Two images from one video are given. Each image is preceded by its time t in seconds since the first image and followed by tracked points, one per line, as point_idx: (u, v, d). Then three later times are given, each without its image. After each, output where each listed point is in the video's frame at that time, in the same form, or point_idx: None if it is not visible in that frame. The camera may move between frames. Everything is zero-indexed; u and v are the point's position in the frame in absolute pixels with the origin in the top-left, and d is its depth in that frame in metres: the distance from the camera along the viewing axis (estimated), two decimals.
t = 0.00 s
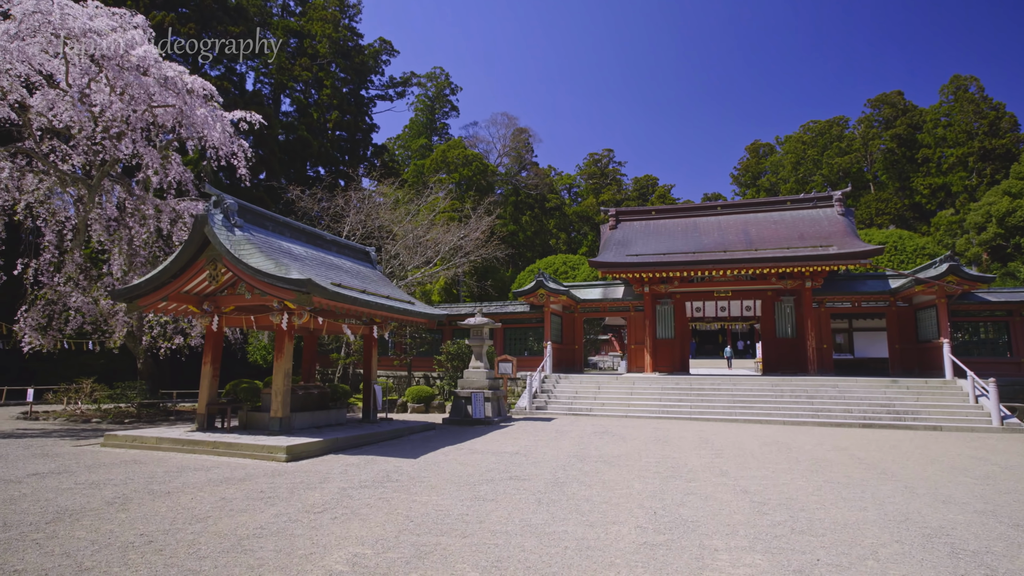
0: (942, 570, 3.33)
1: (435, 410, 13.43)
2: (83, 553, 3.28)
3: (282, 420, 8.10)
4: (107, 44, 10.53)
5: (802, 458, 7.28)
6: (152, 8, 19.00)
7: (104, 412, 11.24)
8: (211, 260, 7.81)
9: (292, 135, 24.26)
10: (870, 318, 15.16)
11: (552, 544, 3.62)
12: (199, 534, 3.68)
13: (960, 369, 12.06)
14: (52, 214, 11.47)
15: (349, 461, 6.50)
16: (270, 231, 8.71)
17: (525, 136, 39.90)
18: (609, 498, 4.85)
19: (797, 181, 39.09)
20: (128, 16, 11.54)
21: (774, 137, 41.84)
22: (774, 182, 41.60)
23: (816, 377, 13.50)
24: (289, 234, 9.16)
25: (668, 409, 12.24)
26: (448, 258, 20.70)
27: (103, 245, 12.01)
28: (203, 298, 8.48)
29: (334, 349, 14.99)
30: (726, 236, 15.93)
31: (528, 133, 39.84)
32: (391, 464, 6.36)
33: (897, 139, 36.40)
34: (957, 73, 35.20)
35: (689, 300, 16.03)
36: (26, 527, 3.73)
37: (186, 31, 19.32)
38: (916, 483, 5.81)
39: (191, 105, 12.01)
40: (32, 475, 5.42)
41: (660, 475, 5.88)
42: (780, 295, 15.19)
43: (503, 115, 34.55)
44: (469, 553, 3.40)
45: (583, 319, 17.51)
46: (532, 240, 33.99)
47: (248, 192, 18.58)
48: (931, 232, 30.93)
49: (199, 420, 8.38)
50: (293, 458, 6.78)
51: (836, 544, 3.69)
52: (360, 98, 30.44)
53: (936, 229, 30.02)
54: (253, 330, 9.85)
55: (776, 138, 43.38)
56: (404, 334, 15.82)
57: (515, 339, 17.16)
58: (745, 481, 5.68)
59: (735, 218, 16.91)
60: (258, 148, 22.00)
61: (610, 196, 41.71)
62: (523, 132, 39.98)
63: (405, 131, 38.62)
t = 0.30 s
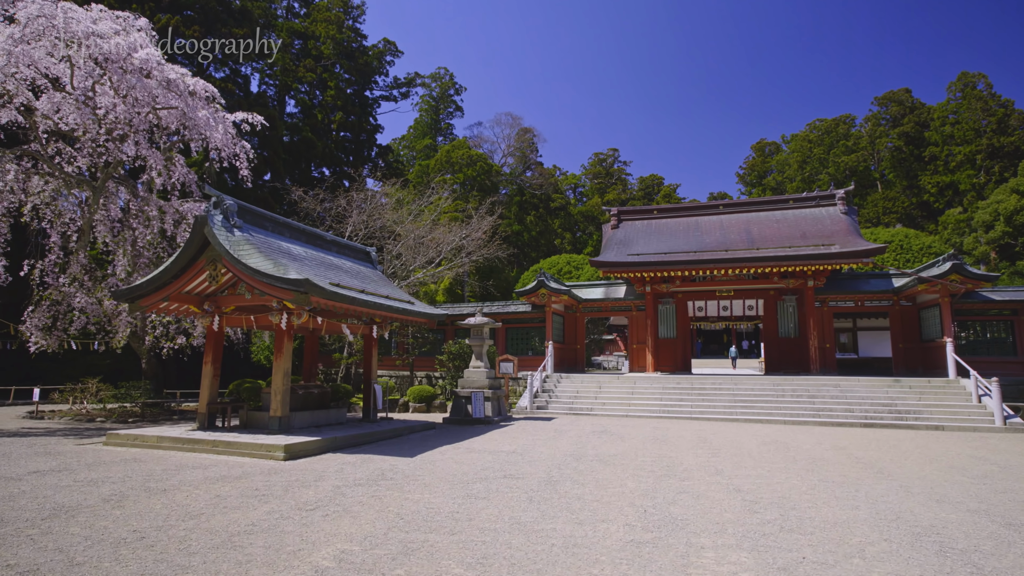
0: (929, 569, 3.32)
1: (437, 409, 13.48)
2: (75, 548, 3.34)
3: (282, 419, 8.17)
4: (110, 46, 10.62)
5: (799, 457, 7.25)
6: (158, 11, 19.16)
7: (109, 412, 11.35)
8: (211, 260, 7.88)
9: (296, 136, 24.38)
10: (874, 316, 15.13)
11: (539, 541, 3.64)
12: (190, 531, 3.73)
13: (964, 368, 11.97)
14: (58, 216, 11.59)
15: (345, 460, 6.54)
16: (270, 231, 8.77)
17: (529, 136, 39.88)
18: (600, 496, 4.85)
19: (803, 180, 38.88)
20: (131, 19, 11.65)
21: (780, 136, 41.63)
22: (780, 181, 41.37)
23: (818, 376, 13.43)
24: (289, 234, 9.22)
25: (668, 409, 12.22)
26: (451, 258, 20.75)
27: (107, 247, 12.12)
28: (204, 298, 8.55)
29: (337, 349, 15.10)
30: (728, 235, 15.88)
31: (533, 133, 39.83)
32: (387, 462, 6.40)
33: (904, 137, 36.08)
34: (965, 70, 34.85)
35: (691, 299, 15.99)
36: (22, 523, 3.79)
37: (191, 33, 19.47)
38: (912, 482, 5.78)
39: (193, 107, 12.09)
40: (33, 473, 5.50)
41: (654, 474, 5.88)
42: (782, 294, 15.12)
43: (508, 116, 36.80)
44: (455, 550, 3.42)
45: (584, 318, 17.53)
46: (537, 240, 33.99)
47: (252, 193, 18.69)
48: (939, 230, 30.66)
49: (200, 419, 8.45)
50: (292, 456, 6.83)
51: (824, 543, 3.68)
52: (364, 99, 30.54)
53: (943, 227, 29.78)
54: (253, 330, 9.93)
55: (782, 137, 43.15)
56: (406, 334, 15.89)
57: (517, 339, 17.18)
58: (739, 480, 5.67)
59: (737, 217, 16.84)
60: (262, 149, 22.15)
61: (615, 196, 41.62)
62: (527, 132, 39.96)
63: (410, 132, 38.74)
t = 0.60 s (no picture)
0: (916, 570, 3.30)
1: (438, 409, 13.52)
2: (67, 546, 3.39)
3: (281, 418, 8.21)
4: (113, 50, 10.72)
5: (796, 457, 7.23)
6: (163, 14, 19.34)
7: (113, 411, 11.44)
8: (211, 261, 7.94)
9: (301, 137, 24.51)
10: (877, 315, 15.05)
11: (526, 540, 3.65)
12: (182, 529, 3.78)
13: (967, 368, 11.87)
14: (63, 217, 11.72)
15: (342, 459, 6.58)
16: (270, 232, 8.84)
17: (534, 136, 39.90)
18: (592, 496, 4.87)
19: (809, 179, 38.66)
20: (134, 23, 11.74)
21: (786, 134, 41.42)
22: (786, 180, 41.17)
23: (821, 376, 13.36)
24: (289, 235, 9.28)
25: (669, 408, 12.20)
26: (454, 258, 20.81)
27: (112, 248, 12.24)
28: (205, 298, 8.61)
29: (340, 349, 15.17)
30: (730, 234, 15.85)
31: (538, 133, 39.83)
32: (383, 462, 6.44)
33: (912, 135, 35.82)
34: (973, 67, 34.54)
35: (693, 299, 15.95)
36: (18, 521, 3.85)
37: (196, 36, 19.61)
38: (909, 482, 5.75)
39: (196, 110, 12.18)
40: (33, 471, 5.57)
41: (648, 474, 5.89)
42: (785, 294, 15.06)
43: (513, 115, 36.88)
44: (442, 549, 3.44)
45: (586, 318, 17.54)
46: (541, 240, 33.97)
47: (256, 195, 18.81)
48: (947, 229, 30.38)
49: (201, 418, 8.52)
50: (290, 455, 6.88)
51: (812, 543, 3.67)
52: (368, 100, 30.66)
53: (950, 226, 29.54)
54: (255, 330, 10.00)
55: (788, 135, 42.95)
56: (408, 334, 15.94)
57: (519, 338, 17.20)
58: (734, 480, 5.66)
59: (739, 216, 16.79)
60: (267, 150, 22.29)
61: (620, 195, 41.55)
62: (532, 132, 39.97)
63: (414, 132, 38.86)
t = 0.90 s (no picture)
0: (902, 569, 3.29)
1: (440, 408, 13.57)
2: (62, 541, 3.45)
3: (281, 417, 8.27)
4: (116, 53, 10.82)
5: (793, 457, 7.22)
6: (169, 17, 19.52)
7: (117, 409, 11.46)
8: (211, 262, 8.00)
9: (305, 138, 24.64)
10: (881, 315, 14.95)
11: (513, 539, 3.68)
12: (175, 526, 3.83)
13: (971, 368, 11.78)
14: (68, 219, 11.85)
15: (339, 458, 6.62)
16: (270, 233, 8.91)
17: (538, 136, 39.92)
18: (583, 495, 4.89)
19: (815, 178, 38.45)
20: (138, 26, 11.85)
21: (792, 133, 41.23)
22: (792, 179, 40.99)
23: (823, 375, 13.30)
24: (289, 236, 9.34)
25: (669, 408, 12.18)
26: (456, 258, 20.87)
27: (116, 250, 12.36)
28: (206, 299, 8.68)
29: (342, 349, 15.27)
30: (732, 233, 15.81)
31: (542, 133, 39.85)
32: (380, 460, 6.49)
33: (919, 133, 35.56)
34: (981, 64, 34.24)
35: (695, 299, 15.92)
36: (15, 517, 3.92)
37: (200, 38, 19.77)
38: (904, 482, 5.73)
39: (198, 112, 12.28)
40: (34, 469, 5.65)
41: (642, 473, 5.89)
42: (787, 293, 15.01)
43: (517, 115, 36.89)
44: (429, 546, 3.48)
45: (588, 318, 17.55)
46: (546, 240, 34.00)
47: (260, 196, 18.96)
48: (955, 227, 30.13)
49: (202, 418, 8.59)
50: (288, 454, 6.94)
51: (800, 543, 3.67)
52: (372, 101, 30.77)
53: (958, 224, 29.30)
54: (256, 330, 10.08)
55: (794, 134, 42.75)
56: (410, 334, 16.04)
57: (521, 338, 17.20)
58: (728, 479, 5.65)
59: (741, 215, 16.74)
60: (271, 151, 22.44)
61: (625, 195, 41.50)
62: (537, 132, 39.99)
63: (419, 133, 38.99)
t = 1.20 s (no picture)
0: (885, 569, 3.30)
1: (441, 408, 13.62)
2: (57, 538, 3.52)
3: (280, 417, 8.35)
4: (119, 57, 10.95)
5: (790, 456, 7.20)
6: (174, 20, 19.73)
7: (122, 408, 11.59)
8: (211, 263, 8.08)
9: (310, 139, 24.79)
10: (884, 314, 14.85)
11: (500, 537, 3.71)
12: (168, 523, 3.89)
13: (973, 368, 11.69)
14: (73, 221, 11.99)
15: (336, 458, 6.68)
16: (269, 234, 8.98)
17: (543, 136, 39.95)
18: (575, 493, 4.91)
19: (822, 177, 38.27)
20: (141, 30, 12.00)
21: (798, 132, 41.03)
22: (798, 177, 40.84)
23: (825, 375, 13.25)
24: (289, 237, 9.41)
25: (670, 408, 12.18)
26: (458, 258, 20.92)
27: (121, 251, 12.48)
28: (207, 299, 8.77)
29: (345, 349, 15.36)
30: (732, 233, 15.76)
31: (547, 133, 39.88)
32: (376, 459, 6.54)
33: (927, 131, 35.34)
34: (989, 61, 33.96)
35: (696, 298, 15.91)
36: (12, 514, 3.99)
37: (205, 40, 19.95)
38: (898, 482, 5.71)
39: (200, 114, 12.41)
40: (35, 467, 5.75)
41: (636, 473, 5.91)
42: (789, 292, 14.96)
43: (521, 115, 36.92)
44: (416, 544, 3.52)
45: (590, 318, 17.58)
46: (551, 240, 34.04)
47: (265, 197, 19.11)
48: (963, 226, 29.90)
49: (202, 417, 8.67)
50: (286, 453, 7.01)
51: (785, 542, 3.68)
52: (377, 102, 30.92)
53: (966, 223, 29.07)
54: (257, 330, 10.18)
55: (800, 133, 42.55)
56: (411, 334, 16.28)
57: (522, 338, 17.22)
58: (721, 479, 5.66)
59: (743, 214, 16.71)
60: (276, 152, 22.61)
61: (630, 194, 41.44)
62: (541, 132, 40.02)
63: (424, 133, 39.13)
